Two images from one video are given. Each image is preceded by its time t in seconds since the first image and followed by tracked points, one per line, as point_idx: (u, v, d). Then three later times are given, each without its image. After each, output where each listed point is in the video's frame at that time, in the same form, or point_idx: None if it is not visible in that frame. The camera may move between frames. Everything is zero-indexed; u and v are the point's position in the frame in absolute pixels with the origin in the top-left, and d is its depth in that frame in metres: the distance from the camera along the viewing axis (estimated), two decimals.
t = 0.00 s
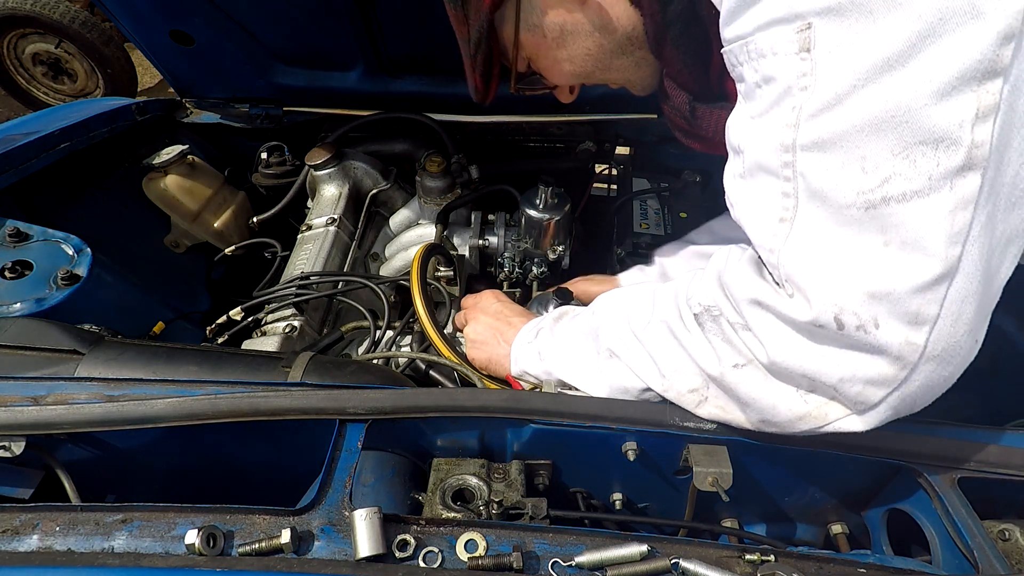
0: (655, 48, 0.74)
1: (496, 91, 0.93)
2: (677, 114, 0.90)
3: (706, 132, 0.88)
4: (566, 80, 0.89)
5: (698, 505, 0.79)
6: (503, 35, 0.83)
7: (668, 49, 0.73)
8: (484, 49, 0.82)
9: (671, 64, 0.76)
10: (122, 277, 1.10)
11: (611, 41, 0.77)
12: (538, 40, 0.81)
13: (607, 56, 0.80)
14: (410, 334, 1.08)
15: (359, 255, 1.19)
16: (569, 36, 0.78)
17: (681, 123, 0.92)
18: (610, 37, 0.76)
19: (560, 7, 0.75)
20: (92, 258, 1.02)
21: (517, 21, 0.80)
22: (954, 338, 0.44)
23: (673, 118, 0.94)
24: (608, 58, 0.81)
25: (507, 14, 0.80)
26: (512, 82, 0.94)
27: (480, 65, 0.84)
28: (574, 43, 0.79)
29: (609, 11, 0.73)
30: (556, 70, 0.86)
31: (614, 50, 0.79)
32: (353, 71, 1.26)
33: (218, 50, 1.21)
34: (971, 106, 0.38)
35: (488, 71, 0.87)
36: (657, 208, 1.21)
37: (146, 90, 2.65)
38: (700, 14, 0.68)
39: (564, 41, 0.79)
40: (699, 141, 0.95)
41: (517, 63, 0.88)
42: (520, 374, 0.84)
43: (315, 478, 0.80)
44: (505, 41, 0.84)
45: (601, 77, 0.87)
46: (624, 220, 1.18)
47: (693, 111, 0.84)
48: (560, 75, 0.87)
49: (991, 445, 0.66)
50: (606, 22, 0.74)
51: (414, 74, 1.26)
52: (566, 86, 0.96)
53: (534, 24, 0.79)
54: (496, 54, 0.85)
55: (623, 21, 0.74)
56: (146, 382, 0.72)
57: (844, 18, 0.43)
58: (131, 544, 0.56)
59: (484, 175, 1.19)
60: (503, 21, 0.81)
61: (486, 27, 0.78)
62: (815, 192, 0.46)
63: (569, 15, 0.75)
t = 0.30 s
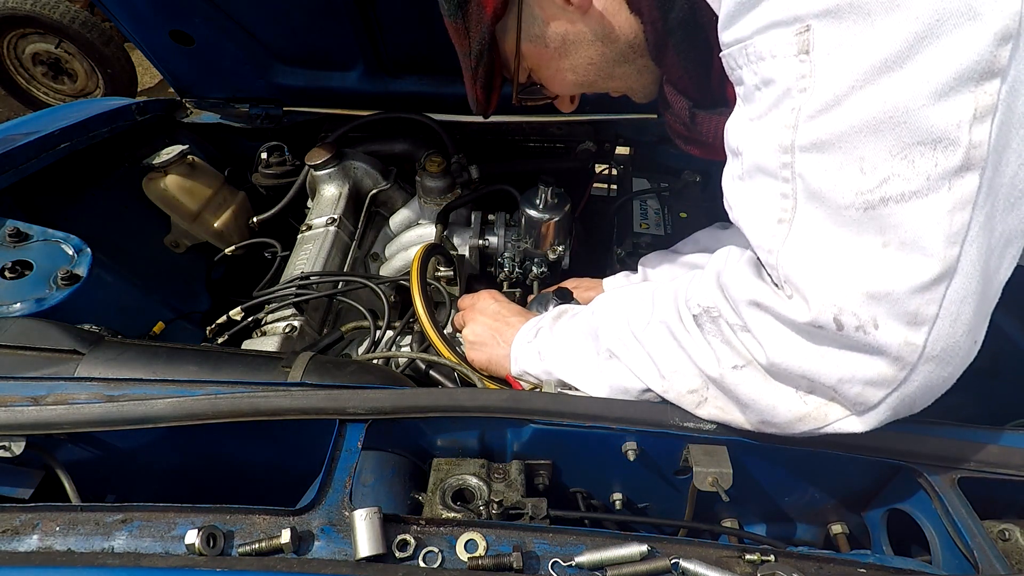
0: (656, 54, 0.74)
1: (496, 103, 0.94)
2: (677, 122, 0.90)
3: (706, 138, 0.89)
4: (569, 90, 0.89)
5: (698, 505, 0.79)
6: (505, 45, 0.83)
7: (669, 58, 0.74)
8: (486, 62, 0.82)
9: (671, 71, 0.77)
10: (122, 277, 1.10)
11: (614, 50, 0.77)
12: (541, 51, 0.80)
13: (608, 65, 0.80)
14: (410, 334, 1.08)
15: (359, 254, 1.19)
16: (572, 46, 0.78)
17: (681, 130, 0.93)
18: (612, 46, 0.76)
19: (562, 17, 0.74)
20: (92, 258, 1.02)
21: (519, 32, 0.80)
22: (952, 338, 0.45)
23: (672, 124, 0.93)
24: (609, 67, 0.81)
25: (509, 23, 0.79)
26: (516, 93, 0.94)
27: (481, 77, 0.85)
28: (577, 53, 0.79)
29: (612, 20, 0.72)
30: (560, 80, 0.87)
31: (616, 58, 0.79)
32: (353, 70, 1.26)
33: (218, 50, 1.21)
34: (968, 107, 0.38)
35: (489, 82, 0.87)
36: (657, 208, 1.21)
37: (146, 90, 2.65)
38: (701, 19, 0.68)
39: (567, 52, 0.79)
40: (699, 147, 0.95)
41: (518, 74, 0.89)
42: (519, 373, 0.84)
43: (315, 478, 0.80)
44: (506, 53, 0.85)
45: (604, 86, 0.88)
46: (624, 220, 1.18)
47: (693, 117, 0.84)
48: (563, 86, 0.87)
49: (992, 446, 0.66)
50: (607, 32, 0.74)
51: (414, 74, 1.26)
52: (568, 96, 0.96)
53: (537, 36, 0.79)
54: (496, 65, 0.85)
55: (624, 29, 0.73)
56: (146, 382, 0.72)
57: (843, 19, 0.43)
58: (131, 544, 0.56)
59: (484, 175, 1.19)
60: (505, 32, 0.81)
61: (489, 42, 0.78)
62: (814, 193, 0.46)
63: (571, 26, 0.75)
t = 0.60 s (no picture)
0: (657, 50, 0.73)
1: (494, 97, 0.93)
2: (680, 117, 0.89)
3: (707, 133, 0.89)
4: (569, 83, 0.89)
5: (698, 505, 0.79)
6: (506, 39, 0.83)
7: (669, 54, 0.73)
8: (486, 54, 0.82)
9: (673, 66, 0.75)
10: (122, 277, 1.10)
11: (615, 43, 0.77)
12: (542, 43, 0.80)
13: (611, 57, 0.80)
14: (410, 334, 1.08)
15: (359, 255, 1.19)
16: (573, 39, 0.78)
17: (681, 124, 0.92)
18: (615, 39, 0.76)
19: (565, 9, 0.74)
20: (92, 258, 1.02)
21: (520, 23, 0.79)
22: (950, 337, 0.44)
23: (674, 121, 0.94)
24: (612, 59, 0.81)
25: (510, 17, 0.79)
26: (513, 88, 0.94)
27: (480, 69, 0.84)
28: (579, 47, 0.79)
29: (616, 12, 0.72)
30: (561, 72, 0.86)
31: (619, 52, 0.79)
32: (353, 71, 1.26)
33: (218, 50, 1.21)
34: (966, 108, 0.38)
35: (488, 75, 0.86)
36: (657, 208, 1.21)
37: (146, 90, 2.65)
38: (703, 15, 0.68)
39: (569, 44, 0.79)
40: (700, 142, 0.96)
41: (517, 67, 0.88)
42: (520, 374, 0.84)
43: (315, 478, 0.80)
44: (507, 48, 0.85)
45: (605, 79, 0.88)
46: (624, 220, 1.18)
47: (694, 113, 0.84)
48: (564, 78, 0.88)
49: (992, 445, 0.66)
50: (612, 24, 0.74)
51: (413, 74, 1.25)
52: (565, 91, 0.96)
53: (540, 27, 0.78)
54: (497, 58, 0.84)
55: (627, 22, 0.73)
56: (146, 382, 0.72)
57: (841, 19, 0.43)
58: (131, 544, 0.56)
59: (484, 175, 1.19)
60: (506, 24, 0.80)
61: (489, 36, 0.78)
62: (813, 192, 0.46)
63: (575, 19, 0.74)
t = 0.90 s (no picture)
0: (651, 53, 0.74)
1: (486, 97, 0.93)
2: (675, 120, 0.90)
3: (703, 139, 0.88)
4: (562, 85, 0.89)
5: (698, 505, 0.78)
6: (500, 37, 0.83)
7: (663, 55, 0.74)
8: (479, 52, 0.82)
9: (668, 68, 0.76)
10: (122, 277, 1.10)
11: (612, 44, 0.77)
12: (536, 42, 0.79)
13: (606, 58, 0.80)
14: (410, 335, 1.08)
15: (359, 255, 1.19)
16: (568, 38, 0.77)
17: (677, 128, 0.93)
18: (609, 39, 0.76)
19: (560, 6, 0.74)
20: (92, 258, 1.02)
21: (514, 22, 0.78)
22: (949, 342, 0.44)
23: (670, 123, 0.94)
24: (607, 60, 0.80)
25: (505, 14, 0.79)
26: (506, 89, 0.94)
27: (473, 67, 0.84)
28: (573, 45, 0.78)
29: (611, 11, 0.73)
30: (556, 74, 0.86)
31: (613, 53, 0.79)
32: (353, 71, 1.26)
33: (218, 50, 1.21)
34: (961, 112, 0.38)
35: (481, 73, 0.87)
36: (657, 208, 1.21)
37: (146, 90, 2.65)
38: (697, 18, 0.69)
39: (563, 44, 0.78)
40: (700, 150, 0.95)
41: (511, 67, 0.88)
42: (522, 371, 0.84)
43: (315, 478, 0.80)
44: (500, 47, 0.84)
45: (598, 81, 0.87)
46: (624, 220, 1.18)
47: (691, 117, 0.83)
48: (558, 80, 0.87)
49: (992, 445, 0.66)
50: (608, 24, 0.74)
51: (413, 74, 1.25)
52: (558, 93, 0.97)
53: (534, 25, 0.77)
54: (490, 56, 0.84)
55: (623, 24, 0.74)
56: (146, 382, 0.72)
57: (833, 25, 0.43)
58: (131, 544, 0.56)
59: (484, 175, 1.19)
60: (500, 22, 0.80)
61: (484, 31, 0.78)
62: (809, 198, 0.47)
63: (569, 14, 0.74)
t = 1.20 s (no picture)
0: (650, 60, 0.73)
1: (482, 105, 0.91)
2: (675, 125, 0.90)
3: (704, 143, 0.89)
4: (560, 90, 0.88)
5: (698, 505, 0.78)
6: (495, 45, 0.82)
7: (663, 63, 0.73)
8: (475, 58, 0.80)
9: (667, 75, 0.75)
10: (122, 277, 1.10)
11: (610, 50, 0.77)
12: (533, 48, 0.79)
13: (604, 65, 0.80)
14: (410, 335, 1.08)
15: (359, 254, 1.19)
16: (566, 45, 0.78)
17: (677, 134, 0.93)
18: (608, 45, 0.77)
19: (558, 13, 0.74)
20: (92, 258, 1.02)
21: (511, 30, 0.79)
22: (938, 349, 0.44)
23: (669, 131, 0.94)
24: (605, 67, 0.81)
25: (501, 21, 0.79)
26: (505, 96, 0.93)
27: (469, 74, 0.82)
28: (570, 52, 0.79)
29: (610, 17, 0.73)
30: (552, 79, 0.86)
31: (611, 59, 0.79)
32: (353, 71, 1.26)
33: (218, 50, 1.21)
34: (958, 120, 0.39)
35: (477, 81, 0.85)
36: (657, 208, 1.21)
37: (146, 90, 2.65)
38: (697, 24, 0.67)
39: (561, 50, 0.79)
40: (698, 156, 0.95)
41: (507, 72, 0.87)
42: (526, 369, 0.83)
43: (315, 478, 0.80)
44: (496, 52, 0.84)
45: (596, 87, 0.87)
46: (624, 220, 1.18)
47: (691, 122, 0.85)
48: (555, 86, 0.87)
49: (992, 445, 0.66)
50: (606, 30, 0.74)
51: (413, 74, 1.25)
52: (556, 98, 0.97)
53: (531, 31, 0.77)
54: (486, 61, 0.82)
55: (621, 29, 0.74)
56: (146, 382, 0.72)
57: (833, 30, 0.43)
58: (131, 544, 0.56)
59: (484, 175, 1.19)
60: (496, 29, 0.80)
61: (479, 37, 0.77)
62: (804, 204, 0.46)
63: (567, 20, 0.74)
